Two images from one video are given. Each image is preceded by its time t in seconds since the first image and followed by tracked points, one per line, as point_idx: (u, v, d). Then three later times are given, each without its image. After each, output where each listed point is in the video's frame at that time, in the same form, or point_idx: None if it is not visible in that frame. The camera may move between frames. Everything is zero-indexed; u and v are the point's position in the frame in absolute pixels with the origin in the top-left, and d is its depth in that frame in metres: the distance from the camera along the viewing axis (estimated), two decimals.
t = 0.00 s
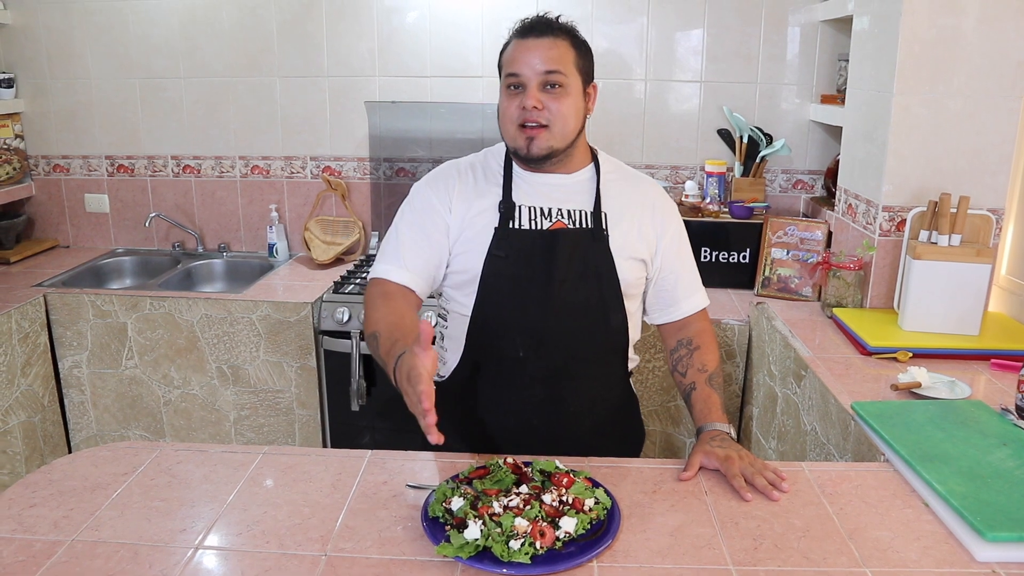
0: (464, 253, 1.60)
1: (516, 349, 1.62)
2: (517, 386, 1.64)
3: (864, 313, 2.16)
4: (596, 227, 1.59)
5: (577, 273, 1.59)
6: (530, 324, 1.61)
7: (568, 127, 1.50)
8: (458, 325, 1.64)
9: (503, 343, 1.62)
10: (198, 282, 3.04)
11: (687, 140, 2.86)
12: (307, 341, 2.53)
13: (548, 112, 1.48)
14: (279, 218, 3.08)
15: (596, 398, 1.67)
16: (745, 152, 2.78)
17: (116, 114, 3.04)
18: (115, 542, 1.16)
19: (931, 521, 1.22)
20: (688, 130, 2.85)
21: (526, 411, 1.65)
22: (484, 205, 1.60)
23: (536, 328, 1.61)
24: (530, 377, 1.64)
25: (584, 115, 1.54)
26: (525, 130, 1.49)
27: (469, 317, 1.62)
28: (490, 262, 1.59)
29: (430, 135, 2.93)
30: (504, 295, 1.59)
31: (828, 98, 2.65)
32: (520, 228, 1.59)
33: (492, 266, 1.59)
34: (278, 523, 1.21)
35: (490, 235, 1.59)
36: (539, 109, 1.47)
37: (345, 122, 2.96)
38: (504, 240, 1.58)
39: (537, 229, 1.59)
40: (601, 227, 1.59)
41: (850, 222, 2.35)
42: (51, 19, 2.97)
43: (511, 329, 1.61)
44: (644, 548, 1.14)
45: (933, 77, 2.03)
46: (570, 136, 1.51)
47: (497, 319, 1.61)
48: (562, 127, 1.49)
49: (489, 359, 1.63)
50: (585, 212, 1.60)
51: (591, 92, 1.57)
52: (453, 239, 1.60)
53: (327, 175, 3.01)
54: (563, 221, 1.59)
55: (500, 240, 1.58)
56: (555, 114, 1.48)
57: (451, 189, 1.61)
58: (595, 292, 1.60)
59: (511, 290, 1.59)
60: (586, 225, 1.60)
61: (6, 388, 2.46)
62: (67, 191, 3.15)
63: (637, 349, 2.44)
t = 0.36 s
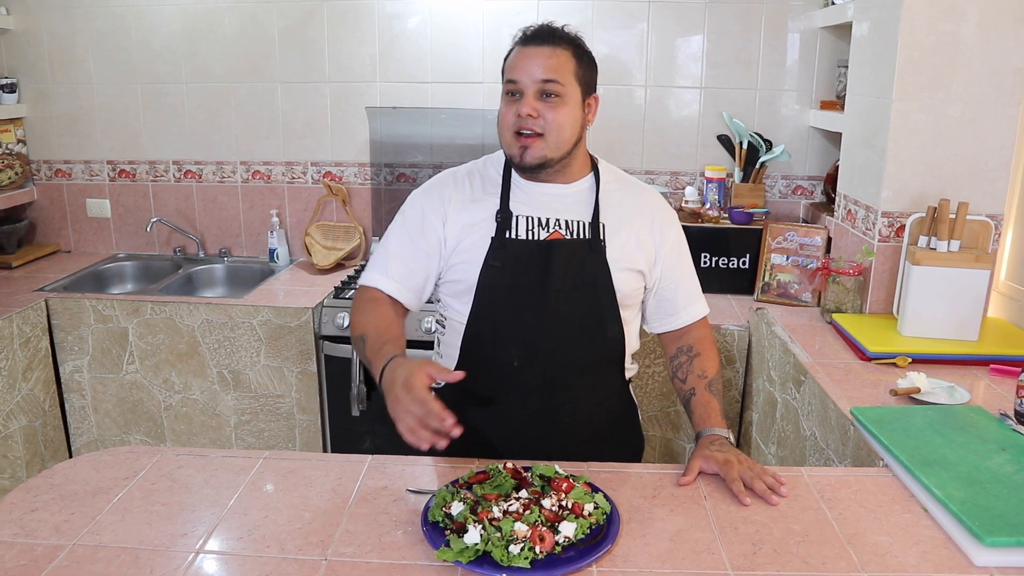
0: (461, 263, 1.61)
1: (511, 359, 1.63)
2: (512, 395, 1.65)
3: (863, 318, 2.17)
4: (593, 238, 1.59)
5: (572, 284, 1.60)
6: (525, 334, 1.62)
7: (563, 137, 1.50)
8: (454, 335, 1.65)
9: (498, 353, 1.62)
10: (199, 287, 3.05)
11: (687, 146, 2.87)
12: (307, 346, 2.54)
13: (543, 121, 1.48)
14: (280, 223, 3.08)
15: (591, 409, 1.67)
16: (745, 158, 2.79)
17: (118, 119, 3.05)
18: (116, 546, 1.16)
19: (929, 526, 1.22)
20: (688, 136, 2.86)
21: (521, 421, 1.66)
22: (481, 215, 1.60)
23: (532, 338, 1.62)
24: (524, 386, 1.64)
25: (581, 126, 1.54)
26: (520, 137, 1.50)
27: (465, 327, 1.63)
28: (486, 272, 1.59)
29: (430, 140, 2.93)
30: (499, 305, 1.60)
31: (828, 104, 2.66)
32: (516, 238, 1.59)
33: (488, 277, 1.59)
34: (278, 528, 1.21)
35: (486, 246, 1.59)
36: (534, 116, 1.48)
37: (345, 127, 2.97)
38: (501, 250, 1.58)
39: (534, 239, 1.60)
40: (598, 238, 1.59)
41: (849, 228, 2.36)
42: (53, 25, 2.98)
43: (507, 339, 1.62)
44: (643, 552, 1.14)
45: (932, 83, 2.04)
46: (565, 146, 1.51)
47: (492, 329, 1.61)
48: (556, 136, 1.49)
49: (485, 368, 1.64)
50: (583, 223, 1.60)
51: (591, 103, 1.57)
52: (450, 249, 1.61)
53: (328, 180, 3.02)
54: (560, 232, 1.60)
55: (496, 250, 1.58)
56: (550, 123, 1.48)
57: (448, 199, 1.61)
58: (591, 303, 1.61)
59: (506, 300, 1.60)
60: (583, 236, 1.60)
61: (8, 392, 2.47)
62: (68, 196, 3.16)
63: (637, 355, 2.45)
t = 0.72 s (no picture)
0: (458, 261, 1.61)
1: (507, 364, 1.64)
2: (507, 400, 1.65)
3: (863, 325, 2.17)
4: (593, 246, 1.60)
5: (570, 290, 1.60)
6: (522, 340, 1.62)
7: (567, 153, 1.51)
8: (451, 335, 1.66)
9: (495, 356, 1.64)
10: (201, 293, 3.06)
11: (688, 153, 2.88)
12: (309, 352, 2.54)
13: (551, 134, 1.49)
14: (282, 230, 3.09)
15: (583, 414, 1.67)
16: (745, 165, 2.80)
17: (121, 126, 3.07)
18: (119, 550, 1.17)
19: (929, 532, 1.23)
20: (688, 143, 2.87)
21: (514, 425, 1.66)
22: (484, 216, 1.61)
23: (528, 344, 1.63)
24: (520, 391, 1.65)
25: (589, 145, 1.55)
26: (525, 145, 1.50)
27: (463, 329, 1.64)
28: (486, 276, 1.60)
29: (432, 147, 2.95)
30: (498, 310, 1.61)
31: (827, 111, 2.67)
32: (516, 243, 1.60)
33: (487, 281, 1.60)
34: (280, 532, 1.21)
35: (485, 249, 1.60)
36: (543, 129, 1.48)
37: (347, 134, 2.98)
38: (501, 255, 1.59)
39: (534, 244, 1.60)
40: (598, 246, 1.60)
41: (849, 235, 2.36)
42: (57, 32, 3.00)
43: (504, 343, 1.63)
44: (644, 557, 1.15)
45: (930, 91, 2.05)
46: (568, 162, 1.52)
47: (491, 333, 1.63)
48: (561, 152, 1.50)
49: (481, 372, 1.65)
50: (583, 231, 1.61)
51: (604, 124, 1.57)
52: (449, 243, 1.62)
53: (329, 186, 3.03)
54: (560, 238, 1.61)
55: (496, 254, 1.59)
56: (556, 138, 1.49)
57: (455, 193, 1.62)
58: (589, 310, 1.61)
59: (505, 305, 1.61)
60: (583, 243, 1.61)
61: (9, 397, 2.47)
62: (71, 202, 3.17)
63: (637, 361, 2.45)
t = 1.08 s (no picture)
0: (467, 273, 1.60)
1: (520, 378, 1.64)
2: (521, 412, 1.67)
3: (865, 328, 2.18)
4: (608, 258, 1.59)
5: (586, 304, 1.60)
6: (537, 354, 1.63)
7: (619, 176, 1.51)
8: (462, 347, 1.65)
9: (509, 370, 1.64)
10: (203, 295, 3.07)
11: (689, 156, 2.89)
12: (311, 354, 2.55)
13: (611, 159, 1.48)
14: (284, 232, 3.10)
15: (595, 423, 1.69)
16: (747, 168, 2.81)
17: (123, 128, 3.07)
18: (122, 551, 1.17)
19: (930, 534, 1.23)
20: (690, 146, 2.88)
21: (530, 434, 1.68)
22: (492, 226, 1.59)
23: (543, 357, 1.63)
24: (533, 403, 1.66)
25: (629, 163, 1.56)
26: (583, 170, 1.48)
27: (474, 341, 1.63)
28: (498, 289, 1.59)
29: (434, 148, 2.95)
30: (512, 324, 1.60)
31: (829, 115, 2.68)
32: (529, 255, 1.58)
33: (499, 294, 1.59)
34: (283, 533, 1.22)
35: (496, 260, 1.59)
36: (606, 155, 1.46)
37: (349, 137, 2.98)
38: (513, 267, 1.58)
39: (547, 256, 1.58)
40: (613, 258, 1.59)
41: (850, 238, 2.37)
42: (60, 35, 3.01)
43: (519, 358, 1.63)
44: (646, 559, 1.15)
45: (932, 94, 2.05)
46: (617, 183, 1.52)
47: (502, 347, 1.62)
48: (617, 175, 1.50)
49: (495, 385, 1.65)
50: (598, 242, 1.60)
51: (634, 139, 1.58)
52: (457, 254, 1.60)
53: (332, 189, 3.03)
54: (574, 249, 1.59)
55: (508, 267, 1.58)
56: (616, 163, 1.48)
57: (461, 203, 1.60)
58: (604, 323, 1.62)
59: (519, 319, 1.60)
60: (598, 255, 1.60)
61: (12, 399, 2.48)
62: (73, 204, 3.17)
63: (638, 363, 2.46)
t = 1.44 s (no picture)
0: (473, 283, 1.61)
1: (518, 379, 1.64)
2: (520, 414, 1.66)
3: (866, 331, 2.18)
4: (604, 257, 1.59)
5: (581, 305, 1.60)
6: (533, 355, 1.63)
7: (606, 173, 1.51)
8: (463, 351, 1.66)
9: (507, 372, 1.64)
10: (205, 298, 3.07)
11: (690, 159, 2.89)
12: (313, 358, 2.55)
13: (594, 156, 1.48)
14: (286, 235, 3.10)
15: (597, 426, 1.68)
16: (748, 172, 2.81)
17: (126, 131, 3.08)
18: (125, 553, 1.17)
19: (932, 537, 1.23)
20: (691, 149, 2.88)
21: (530, 436, 1.67)
22: (490, 232, 1.60)
23: (540, 359, 1.63)
24: (532, 405, 1.66)
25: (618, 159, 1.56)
26: (566, 168, 1.48)
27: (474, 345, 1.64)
28: (493, 291, 1.60)
29: (436, 152, 2.94)
30: (508, 326, 1.61)
31: (830, 118, 2.68)
32: (524, 258, 1.59)
33: (495, 296, 1.60)
34: (286, 535, 1.22)
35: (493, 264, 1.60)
36: (588, 152, 1.47)
37: (352, 140, 2.99)
38: (508, 270, 1.59)
39: (543, 258, 1.59)
40: (609, 257, 1.59)
41: (851, 241, 2.37)
42: (63, 38, 3.02)
43: (516, 359, 1.63)
44: (648, 561, 1.15)
45: (933, 98, 2.06)
46: (605, 180, 1.53)
47: (500, 347, 1.63)
48: (602, 172, 1.50)
49: (494, 387, 1.66)
50: (595, 242, 1.60)
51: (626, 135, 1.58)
52: (455, 261, 1.61)
53: (334, 192, 3.04)
54: (570, 251, 1.59)
55: (503, 270, 1.59)
56: (600, 160, 1.48)
57: (457, 210, 1.61)
58: (600, 324, 1.61)
59: (515, 321, 1.61)
60: (595, 255, 1.60)
61: (14, 402, 2.48)
62: (76, 207, 3.18)
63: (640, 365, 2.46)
